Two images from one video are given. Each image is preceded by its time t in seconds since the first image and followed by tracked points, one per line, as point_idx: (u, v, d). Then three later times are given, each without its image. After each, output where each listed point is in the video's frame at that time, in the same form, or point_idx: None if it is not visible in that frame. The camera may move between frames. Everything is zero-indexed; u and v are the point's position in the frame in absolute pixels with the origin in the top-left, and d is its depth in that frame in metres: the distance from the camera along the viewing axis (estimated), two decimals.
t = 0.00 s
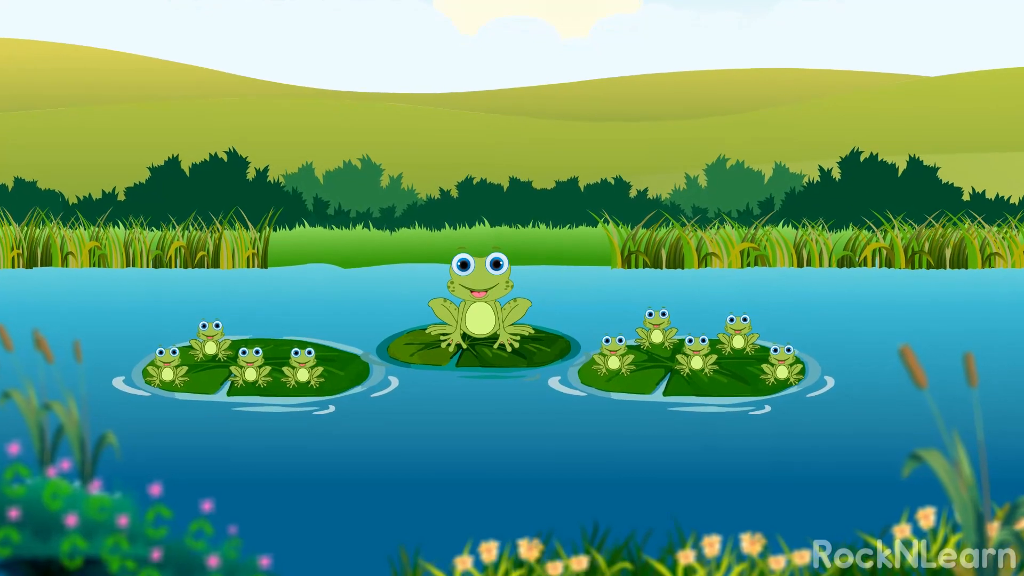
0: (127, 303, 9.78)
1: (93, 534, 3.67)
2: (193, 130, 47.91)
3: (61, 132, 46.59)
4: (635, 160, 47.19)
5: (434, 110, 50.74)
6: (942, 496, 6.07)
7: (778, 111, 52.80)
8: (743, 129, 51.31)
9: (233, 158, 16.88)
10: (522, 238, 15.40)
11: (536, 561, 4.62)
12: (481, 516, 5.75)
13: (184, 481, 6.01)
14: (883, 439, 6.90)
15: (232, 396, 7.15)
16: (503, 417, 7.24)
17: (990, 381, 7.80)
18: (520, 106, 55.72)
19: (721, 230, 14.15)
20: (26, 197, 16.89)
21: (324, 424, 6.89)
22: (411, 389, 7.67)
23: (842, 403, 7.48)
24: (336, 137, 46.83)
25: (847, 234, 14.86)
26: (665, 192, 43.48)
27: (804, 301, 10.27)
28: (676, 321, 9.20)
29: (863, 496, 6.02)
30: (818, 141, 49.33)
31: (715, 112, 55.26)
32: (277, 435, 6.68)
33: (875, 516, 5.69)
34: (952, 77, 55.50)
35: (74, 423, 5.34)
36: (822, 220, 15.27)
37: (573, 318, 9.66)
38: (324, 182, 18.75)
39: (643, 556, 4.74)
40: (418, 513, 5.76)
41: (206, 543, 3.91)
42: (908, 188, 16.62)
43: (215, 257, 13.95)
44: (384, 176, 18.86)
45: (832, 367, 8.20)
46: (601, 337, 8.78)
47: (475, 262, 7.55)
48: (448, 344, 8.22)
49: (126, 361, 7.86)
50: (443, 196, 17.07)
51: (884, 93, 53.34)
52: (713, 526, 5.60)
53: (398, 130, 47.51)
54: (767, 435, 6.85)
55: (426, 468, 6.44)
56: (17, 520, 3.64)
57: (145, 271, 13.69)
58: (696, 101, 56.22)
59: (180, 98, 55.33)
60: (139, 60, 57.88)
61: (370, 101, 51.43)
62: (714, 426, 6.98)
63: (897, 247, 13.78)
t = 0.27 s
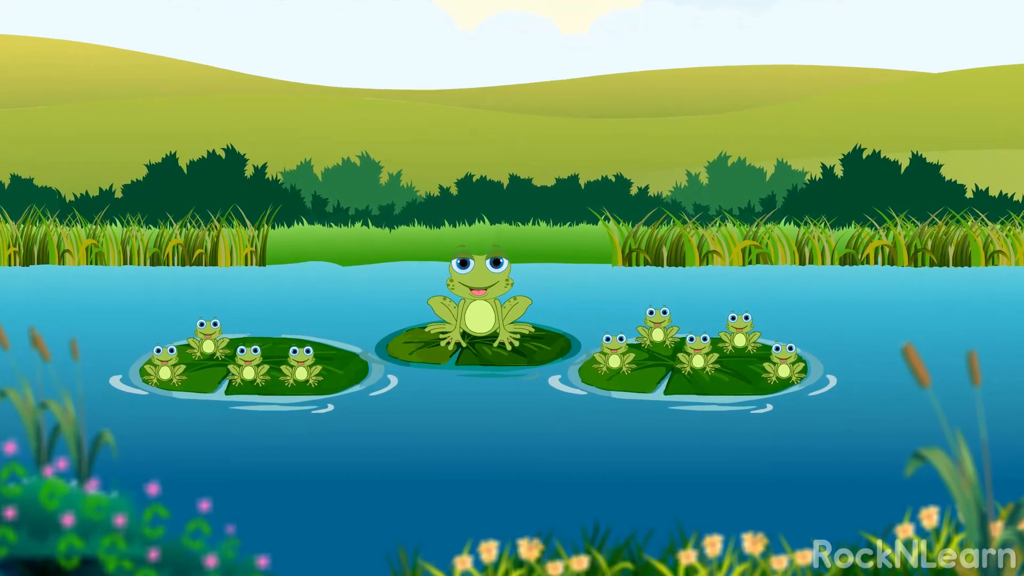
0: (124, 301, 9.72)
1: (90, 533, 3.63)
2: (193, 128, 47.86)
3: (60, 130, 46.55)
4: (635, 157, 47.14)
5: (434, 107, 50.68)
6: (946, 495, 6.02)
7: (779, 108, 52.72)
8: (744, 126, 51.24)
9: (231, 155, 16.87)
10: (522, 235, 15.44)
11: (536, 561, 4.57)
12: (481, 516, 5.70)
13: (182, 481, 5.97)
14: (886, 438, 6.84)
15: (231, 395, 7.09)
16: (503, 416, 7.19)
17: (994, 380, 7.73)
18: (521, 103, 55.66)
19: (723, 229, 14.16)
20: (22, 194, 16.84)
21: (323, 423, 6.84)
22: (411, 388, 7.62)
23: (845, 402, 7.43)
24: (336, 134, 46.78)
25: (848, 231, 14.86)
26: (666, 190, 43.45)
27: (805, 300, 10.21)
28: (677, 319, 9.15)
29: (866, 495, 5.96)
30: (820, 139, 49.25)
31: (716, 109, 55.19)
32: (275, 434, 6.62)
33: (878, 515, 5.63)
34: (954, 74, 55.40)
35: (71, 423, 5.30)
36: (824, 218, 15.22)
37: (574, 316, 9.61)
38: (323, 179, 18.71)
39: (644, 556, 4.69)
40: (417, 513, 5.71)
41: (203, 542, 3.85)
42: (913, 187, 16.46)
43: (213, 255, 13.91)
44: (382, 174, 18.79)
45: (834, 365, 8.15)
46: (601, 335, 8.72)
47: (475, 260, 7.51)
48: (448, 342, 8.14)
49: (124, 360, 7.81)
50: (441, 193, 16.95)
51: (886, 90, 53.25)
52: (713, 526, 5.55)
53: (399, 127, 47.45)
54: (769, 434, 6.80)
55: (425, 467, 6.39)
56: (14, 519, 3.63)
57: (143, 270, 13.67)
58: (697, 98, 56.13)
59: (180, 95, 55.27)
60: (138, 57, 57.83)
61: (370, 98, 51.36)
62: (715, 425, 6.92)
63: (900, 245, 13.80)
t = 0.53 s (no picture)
0: (120, 300, 9.66)
1: (87, 533, 3.54)
2: (192, 124, 47.77)
3: (59, 126, 46.45)
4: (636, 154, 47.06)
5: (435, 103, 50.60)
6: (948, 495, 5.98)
7: (780, 105, 52.64)
8: (745, 123, 51.15)
9: (230, 153, 16.87)
10: (522, 234, 15.38)
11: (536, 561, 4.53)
12: (481, 516, 5.66)
13: (180, 481, 5.93)
14: (889, 437, 6.79)
15: (229, 395, 7.00)
16: (503, 416, 7.14)
17: (996, 379, 7.69)
18: (522, 100, 55.59)
19: (724, 225, 14.04)
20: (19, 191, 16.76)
21: (321, 423, 6.79)
22: (410, 387, 7.58)
23: (847, 401, 7.39)
24: (336, 131, 46.70)
25: (851, 229, 14.82)
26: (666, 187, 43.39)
27: (807, 299, 10.15)
28: (678, 318, 9.10)
29: (868, 495, 5.92)
30: (821, 136, 49.18)
31: (717, 106, 55.12)
32: (273, 435, 6.57)
33: (880, 515, 5.59)
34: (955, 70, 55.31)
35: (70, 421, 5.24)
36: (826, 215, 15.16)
37: (574, 315, 9.56)
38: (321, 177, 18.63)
39: (644, 557, 4.65)
40: (417, 513, 5.67)
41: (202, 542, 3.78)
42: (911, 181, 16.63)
43: (211, 253, 13.83)
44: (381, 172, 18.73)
45: (836, 364, 8.11)
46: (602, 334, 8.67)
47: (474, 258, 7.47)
48: (447, 340, 8.07)
49: (121, 359, 7.76)
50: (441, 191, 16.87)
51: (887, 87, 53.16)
52: (715, 526, 5.51)
53: (399, 123, 47.38)
54: (771, 433, 6.75)
55: (425, 467, 6.34)
56: (9, 519, 3.53)
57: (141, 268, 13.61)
58: (698, 95, 56.04)
59: (179, 91, 55.20)
60: (138, 53, 57.75)
61: (371, 95, 51.28)
62: (716, 425, 6.88)
63: (902, 244, 13.71)
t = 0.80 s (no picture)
0: (117, 296, 9.46)
1: (80, 535, 3.52)
2: (195, 116, 47.51)
3: (61, 117, 46.26)
4: (641, 146, 46.79)
5: (439, 95, 50.33)
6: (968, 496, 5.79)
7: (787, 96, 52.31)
8: (751, 114, 50.82)
9: (227, 144, 16.63)
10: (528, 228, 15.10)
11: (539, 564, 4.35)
12: (485, 518, 5.47)
13: (175, 482, 5.74)
14: (906, 437, 6.59)
15: (226, 393, 6.81)
16: (507, 415, 6.95)
17: (1015, 377, 7.48)
18: (527, 91, 55.30)
19: (735, 220, 13.84)
20: (13, 183, 16.53)
21: (321, 422, 6.59)
22: (412, 385, 7.38)
23: (861, 399, 7.19)
24: (340, 123, 46.45)
25: (865, 223, 14.57)
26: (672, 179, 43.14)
27: (820, 294, 9.92)
28: (687, 314, 8.89)
29: (885, 496, 5.72)
30: (828, 129, 48.86)
31: (723, 97, 54.79)
32: (270, 434, 6.38)
33: (898, 516, 5.40)
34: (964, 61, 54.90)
35: (60, 419, 5.05)
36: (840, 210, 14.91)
37: (581, 311, 9.35)
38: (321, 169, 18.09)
39: (652, 559, 4.46)
40: (419, 514, 5.48)
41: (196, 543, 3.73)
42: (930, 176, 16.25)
43: (207, 248, 13.65)
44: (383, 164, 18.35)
45: (850, 360, 7.90)
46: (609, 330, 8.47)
47: (478, 253, 7.29)
48: (451, 338, 7.88)
49: (115, 357, 7.58)
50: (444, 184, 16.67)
51: (895, 78, 52.78)
52: (726, 528, 5.31)
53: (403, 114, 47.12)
54: (783, 432, 6.56)
55: (427, 466, 6.15)
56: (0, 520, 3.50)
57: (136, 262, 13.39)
58: (704, 87, 55.70)
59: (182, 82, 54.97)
60: (140, 43, 57.51)
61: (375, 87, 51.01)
62: (727, 425, 6.66)
63: (918, 237, 13.45)
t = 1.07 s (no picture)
0: (114, 291, 9.28)
1: (72, 538, 3.83)
2: (199, 107, 47.21)
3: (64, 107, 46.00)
4: (649, 137, 46.45)
5: (445, 86, 50.01)
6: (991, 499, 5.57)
7: (796, 87, 51.90)
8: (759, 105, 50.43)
9: (224, 135, 16.26)
10: (532, 222, 14.91)
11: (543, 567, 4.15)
12: (488, 520, 5.26)
13: (170, 483, 5.55)
14: (925, 437, 6.37)
15: (222, 391, 6.61)
16: (512, 414, 6.74)
17: None
18: (533, 81, 54.96)
19: (748, 213, 13.55)
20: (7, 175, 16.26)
21: (320, 421, 6.39)
22: (415, 384, 7.17)
23: (878, 398, 6.96)
24: (345, 115, 46.15)
25: (882, 215, 14.29)
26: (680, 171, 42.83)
27: (835, 290, 9.67)
28: (698, 310, 8.67)
29: (904, 498, 5.50)
30: (837, 121, 48.46)
31: (731, 87, 54.41)
32: (267, 434, 6.17)
33: (919, 518, 5.19)
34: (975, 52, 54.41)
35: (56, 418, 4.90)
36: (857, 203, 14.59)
37: (589, 307, 9.14)
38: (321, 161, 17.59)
39: (663, 564, 4.26)
40: (420, 516, 5.28)
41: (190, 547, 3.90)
42: (945, 167, 16.01)
43: (204, 241, 13.45)
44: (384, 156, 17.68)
45: (865, 358, 7.68)
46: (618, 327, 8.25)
47: (483, 247, 7.09)
48: (454, 335, 7.66)
49: (110, 354, 7.39)
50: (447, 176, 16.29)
51: (905, 69, 52.32)
52: (739, 531, 5.11)
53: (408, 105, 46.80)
54: (798, 432, 6.34)
55: (429, 467, 5.94)
56: None
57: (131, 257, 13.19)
58: (711, 78, 55.30)
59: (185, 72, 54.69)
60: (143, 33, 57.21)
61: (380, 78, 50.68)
62: (740, 424, 6.44)
63: (936, 231, 13.24)
